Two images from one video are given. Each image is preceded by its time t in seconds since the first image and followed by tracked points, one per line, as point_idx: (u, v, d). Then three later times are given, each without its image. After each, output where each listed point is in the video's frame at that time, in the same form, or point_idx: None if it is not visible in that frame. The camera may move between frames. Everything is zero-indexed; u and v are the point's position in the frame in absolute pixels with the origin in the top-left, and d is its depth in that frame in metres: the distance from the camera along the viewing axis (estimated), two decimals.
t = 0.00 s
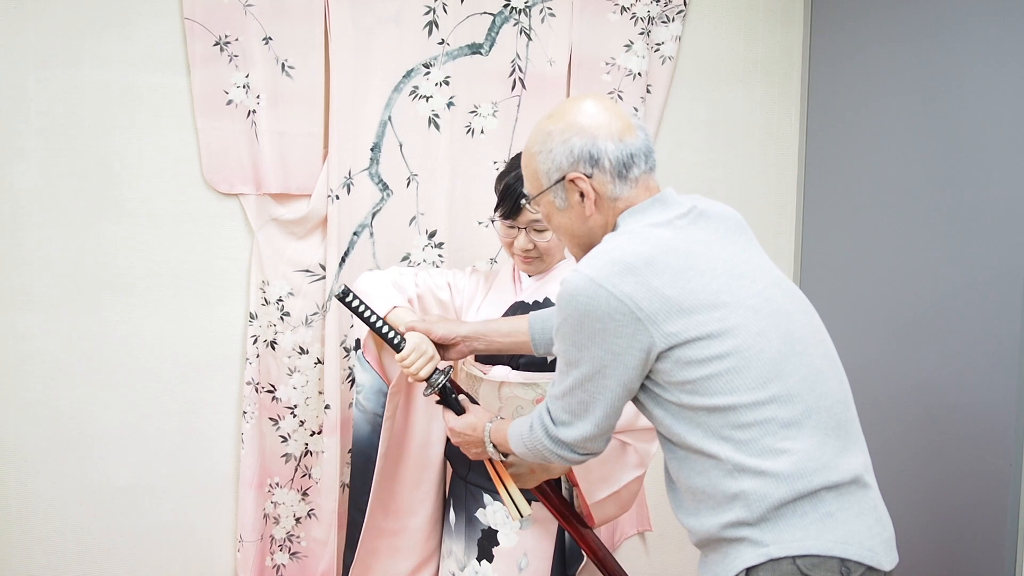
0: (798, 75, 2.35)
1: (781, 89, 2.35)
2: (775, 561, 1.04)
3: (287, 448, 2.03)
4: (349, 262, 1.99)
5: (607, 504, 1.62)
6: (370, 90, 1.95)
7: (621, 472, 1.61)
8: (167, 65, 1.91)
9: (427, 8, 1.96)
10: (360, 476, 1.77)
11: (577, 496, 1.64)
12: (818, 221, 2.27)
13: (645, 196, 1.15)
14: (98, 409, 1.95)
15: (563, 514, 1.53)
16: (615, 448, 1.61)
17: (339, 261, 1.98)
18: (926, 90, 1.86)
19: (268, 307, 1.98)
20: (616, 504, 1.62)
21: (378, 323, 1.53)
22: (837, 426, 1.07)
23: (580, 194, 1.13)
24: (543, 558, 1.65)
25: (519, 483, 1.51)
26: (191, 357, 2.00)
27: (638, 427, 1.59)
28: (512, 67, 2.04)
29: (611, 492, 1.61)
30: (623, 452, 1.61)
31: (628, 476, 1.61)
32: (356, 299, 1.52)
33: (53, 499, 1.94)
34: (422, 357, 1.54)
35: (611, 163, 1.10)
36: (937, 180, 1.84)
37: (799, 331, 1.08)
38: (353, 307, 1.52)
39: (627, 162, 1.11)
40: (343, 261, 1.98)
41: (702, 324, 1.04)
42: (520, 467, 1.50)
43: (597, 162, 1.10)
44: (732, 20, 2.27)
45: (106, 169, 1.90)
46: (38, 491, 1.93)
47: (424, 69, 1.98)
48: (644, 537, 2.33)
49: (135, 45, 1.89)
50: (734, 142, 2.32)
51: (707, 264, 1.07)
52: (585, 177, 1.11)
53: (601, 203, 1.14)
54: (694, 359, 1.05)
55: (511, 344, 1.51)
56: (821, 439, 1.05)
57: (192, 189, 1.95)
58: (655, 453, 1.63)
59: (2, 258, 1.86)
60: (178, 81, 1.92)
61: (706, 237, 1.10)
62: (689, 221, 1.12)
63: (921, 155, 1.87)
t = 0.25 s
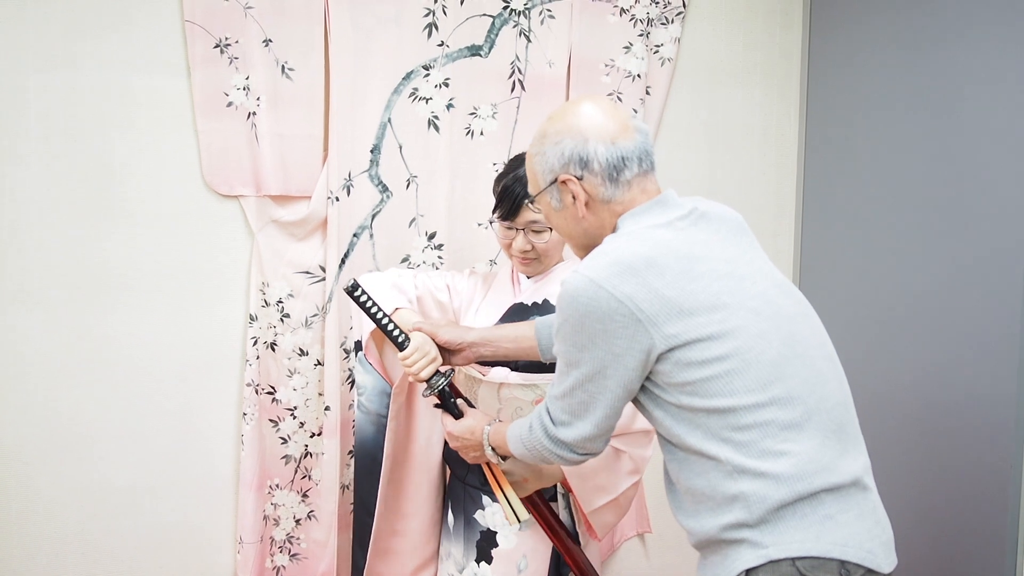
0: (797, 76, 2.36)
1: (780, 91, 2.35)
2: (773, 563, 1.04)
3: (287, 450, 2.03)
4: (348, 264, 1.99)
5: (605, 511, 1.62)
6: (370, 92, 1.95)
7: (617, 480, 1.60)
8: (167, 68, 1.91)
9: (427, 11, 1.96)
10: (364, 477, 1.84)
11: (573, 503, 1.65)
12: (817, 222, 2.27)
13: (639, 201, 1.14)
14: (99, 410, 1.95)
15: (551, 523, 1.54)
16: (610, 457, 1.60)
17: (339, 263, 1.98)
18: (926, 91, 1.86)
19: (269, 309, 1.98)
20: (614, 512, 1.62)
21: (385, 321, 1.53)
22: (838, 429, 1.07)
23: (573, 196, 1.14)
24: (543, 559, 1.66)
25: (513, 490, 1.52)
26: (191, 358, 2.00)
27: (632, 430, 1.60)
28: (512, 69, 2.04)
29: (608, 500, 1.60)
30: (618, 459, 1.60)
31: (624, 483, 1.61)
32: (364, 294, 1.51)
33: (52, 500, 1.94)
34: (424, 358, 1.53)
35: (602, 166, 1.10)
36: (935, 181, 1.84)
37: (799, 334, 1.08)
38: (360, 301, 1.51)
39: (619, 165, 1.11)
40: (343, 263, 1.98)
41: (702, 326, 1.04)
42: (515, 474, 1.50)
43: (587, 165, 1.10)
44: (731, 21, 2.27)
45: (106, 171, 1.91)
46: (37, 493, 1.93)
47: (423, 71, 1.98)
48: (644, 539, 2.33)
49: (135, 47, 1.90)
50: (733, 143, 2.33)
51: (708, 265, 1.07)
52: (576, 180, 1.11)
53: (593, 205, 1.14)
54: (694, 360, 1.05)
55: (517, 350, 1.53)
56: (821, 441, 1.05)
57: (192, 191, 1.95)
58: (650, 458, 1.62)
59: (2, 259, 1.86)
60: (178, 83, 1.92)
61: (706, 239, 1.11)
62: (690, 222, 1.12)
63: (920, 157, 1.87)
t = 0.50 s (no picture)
0: (798, 78, 2.36)
1: (781, 92, 2.36)
2: (785, 551, 1.03)
3: (288, 451, 2.03)
4: (350, 265, 1.99)
5: (603, 512, 1.62)
6: (371, 94, 1.96)
7: (614, 481, 1.60)
8: (168, 70, 1.92)
9: (427, 13, 1.97)
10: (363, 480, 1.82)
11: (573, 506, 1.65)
12: (818, 223, 2.28)
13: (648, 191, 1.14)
14: (100, 411, 1.96)
15: (550, 529, 1.54)
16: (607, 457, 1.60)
17: (340, 265, 1.98)
18: (926, 92, 1.87)
19: (270, 310, 1.99)
20: (611, 511, 1.62)
21: (383, 321, 1.55)
22: (845, 421, 1.08)
23: (580, 181, 1.14)
24: (541, 559, 1.64)
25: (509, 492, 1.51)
26: (192, 360, 2.00)
27: (630, 432, 1.59)
28: (512, 71, 2.04)
29: (604, 501, 1.60)
30: (615, 460, 1.60)
31: (621, 485, 1.61)
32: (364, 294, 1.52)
33: (53, 502, 1.94)
34: (422, 359, 1.54)
35: (609, 151, 1.11)
36: (936, 182, 1.84)
37: (809, 326, 1.08)
38: (360, 302, 1.52)
39: (626, 152, 1.11)
40: (345, 264, 1.99)
41: (716, 313, 1.04)
42: (512, 476, 1.49)
43: (595, 149, 1.12)
44: (732, 23, 2.28)
45: (107, 173, 1.91)
46: (38, 494, 1.93)
47: (424, 73, 1.99)
48: (645, 540, 2.34)
49: (137, 49, 1.90)
50: (734, 145, 2.33)
51: (721, 254, 1.07)
52: (583, 164, 1.13)
53: (600, 190, 1.14)
54: (709, 347, 1.04)
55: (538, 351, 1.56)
56: (831, 433, 1.05)
57: (194, 193, 1.96)
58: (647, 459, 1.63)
59: (3, 261, 1.86)
60: (180, 85, 1.93)
61: (718, 229, 1.11)
62: (701, 213, 1.13)
63: (920, 158, 1.88)
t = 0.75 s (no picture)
0: (798, 79, 2.36)
1: (781, 93, 2.36)
2: (804, 558, 1.02)
3: (290, 451, 2.04)
4: (352, 266, 2.00)
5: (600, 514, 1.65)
6: (373, 96, 1.96)
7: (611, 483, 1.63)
8: (171, 71, 1.92)
9: (429, 14, 1.97)
10: (359, 481, 1.79)
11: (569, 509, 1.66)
12: (819, 223, 2.28)
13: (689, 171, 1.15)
14: (102, 411, 1.96)
15: (547, 531, 1.47)
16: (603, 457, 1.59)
17: (342, 265, 1.99)
18: (927, 93, 1.87)
19: (271, 311, 1.99)
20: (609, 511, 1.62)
21: (378, 325, 1.55)
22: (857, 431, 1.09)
23: (625, 153, 1.12)
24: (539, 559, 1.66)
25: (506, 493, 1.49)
26: (194, 361, 2.01)
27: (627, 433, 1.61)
28: (514, 72, 2.05)
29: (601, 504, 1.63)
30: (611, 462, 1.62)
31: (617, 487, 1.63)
32: (358, 297, 1.53)
33: (55, 502, 1.95)
34: (417, 360, 1.58)
35: (659, 124, 1.11)
36: (936, 182, 1.84)
37: (833, 331, 1.09)
38: (354, 305, 1.52)
39: (675, 128, 1.12)
40: (347, 265, 1.99)
41: (757, 307, 1.02)
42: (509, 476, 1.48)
43: (645, 121, 1.11)
44: (732, 23, 2.28)
45: (110, 173, 1.91)
46: (41, 494, 1.94)
47: (426, 74, 1.99)
48: (646, 540, 2.34)
49: (138, 50, 1.90)
50: (734, 145, 2.33)
51: (760, 249, 1.05)
52: (632, 135, 1.11)
53: (644, 164, 1.13)
54: (748, 341, 1.02)
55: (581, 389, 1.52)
56: (847, 440, 1.06)
57: (196, 193, 1.96)
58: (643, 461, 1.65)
59: (5, 261, 1.87)
60: (182, 86, 1.93)
61: (752, 226, 1.09)
62: (734, 207, 1.11)
63: (921, 159, 1.88)
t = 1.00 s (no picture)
0: (799, 78, 2.36)
1: (783, 92, 2.36)
2: None
3: (291, 451, 2.04)
4: (352, 265, 1.99)
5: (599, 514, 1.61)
6: (373, 95, 1.96)
7: (610, 481, 1.60)
8: (171, 71, 1.92)
9: (429, 13, 1.97)
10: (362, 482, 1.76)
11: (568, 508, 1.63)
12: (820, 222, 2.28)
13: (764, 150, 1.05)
14: (103, 411, 1.96)
15: (546, 527, 1.55)
16: (603, 457, 1.59)
17: (342, 265, 1.98)
18: (928, 92, 1.87)
19: (272, 311, 1.99)
20: (609, 511, 1.61)
21: (378, 323, 1.56)
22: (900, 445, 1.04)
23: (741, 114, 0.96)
24: (538, 559, 1.66)
25: (504, 492, 1.54)
26: (194, 361, 2.01)
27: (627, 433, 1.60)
28: (514, 71, 2.05)
29: (600, 503, 1.59)
30: (611, 461, 1.60)
31: (616, 486, 1.60)
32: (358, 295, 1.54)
33: (56, 501, 1.95)
34: (417, 358, 1.57)
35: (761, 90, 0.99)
36: (936, 182, 1.84)
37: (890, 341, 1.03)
38: (354, 303, 1.53)
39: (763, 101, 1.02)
40: (347, 264, 1.99)
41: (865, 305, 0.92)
42: (506, 475, 1.53)
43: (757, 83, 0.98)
44: (733, 22, 2.27)
45: (110, 173, 1.91)
46: (42, 494, 1.94)
47: (426, 73, 1.99)
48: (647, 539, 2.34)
49: (138, 50, 1.90)
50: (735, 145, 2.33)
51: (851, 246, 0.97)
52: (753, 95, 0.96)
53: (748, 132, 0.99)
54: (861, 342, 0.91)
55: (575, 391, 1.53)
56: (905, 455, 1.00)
57: (196, 193, 1.96)
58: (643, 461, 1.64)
59: (5, 261, 1.87)
60: (182, 86, 1.93)
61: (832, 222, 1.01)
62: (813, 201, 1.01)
63: (923, 158, 1.88)
